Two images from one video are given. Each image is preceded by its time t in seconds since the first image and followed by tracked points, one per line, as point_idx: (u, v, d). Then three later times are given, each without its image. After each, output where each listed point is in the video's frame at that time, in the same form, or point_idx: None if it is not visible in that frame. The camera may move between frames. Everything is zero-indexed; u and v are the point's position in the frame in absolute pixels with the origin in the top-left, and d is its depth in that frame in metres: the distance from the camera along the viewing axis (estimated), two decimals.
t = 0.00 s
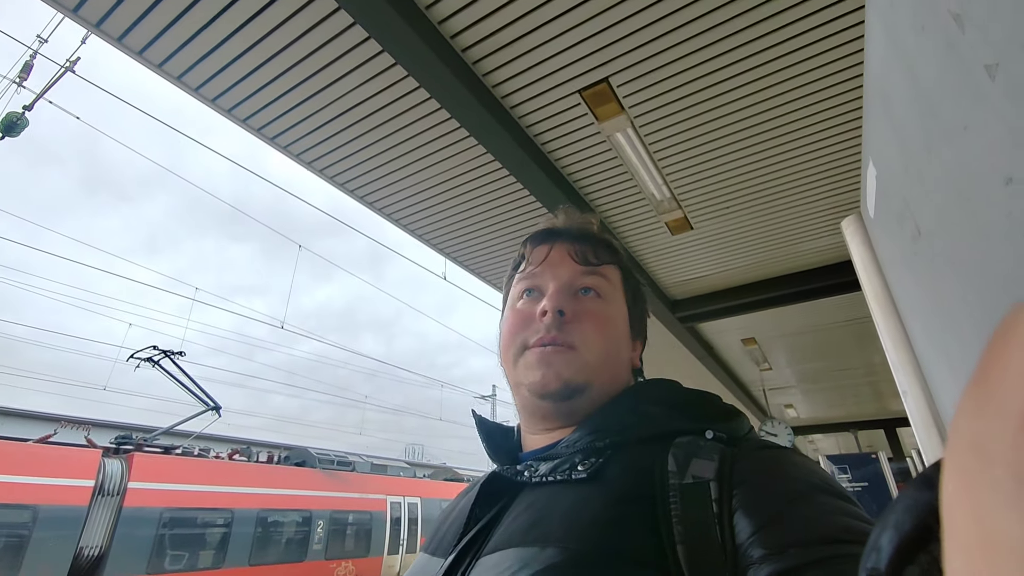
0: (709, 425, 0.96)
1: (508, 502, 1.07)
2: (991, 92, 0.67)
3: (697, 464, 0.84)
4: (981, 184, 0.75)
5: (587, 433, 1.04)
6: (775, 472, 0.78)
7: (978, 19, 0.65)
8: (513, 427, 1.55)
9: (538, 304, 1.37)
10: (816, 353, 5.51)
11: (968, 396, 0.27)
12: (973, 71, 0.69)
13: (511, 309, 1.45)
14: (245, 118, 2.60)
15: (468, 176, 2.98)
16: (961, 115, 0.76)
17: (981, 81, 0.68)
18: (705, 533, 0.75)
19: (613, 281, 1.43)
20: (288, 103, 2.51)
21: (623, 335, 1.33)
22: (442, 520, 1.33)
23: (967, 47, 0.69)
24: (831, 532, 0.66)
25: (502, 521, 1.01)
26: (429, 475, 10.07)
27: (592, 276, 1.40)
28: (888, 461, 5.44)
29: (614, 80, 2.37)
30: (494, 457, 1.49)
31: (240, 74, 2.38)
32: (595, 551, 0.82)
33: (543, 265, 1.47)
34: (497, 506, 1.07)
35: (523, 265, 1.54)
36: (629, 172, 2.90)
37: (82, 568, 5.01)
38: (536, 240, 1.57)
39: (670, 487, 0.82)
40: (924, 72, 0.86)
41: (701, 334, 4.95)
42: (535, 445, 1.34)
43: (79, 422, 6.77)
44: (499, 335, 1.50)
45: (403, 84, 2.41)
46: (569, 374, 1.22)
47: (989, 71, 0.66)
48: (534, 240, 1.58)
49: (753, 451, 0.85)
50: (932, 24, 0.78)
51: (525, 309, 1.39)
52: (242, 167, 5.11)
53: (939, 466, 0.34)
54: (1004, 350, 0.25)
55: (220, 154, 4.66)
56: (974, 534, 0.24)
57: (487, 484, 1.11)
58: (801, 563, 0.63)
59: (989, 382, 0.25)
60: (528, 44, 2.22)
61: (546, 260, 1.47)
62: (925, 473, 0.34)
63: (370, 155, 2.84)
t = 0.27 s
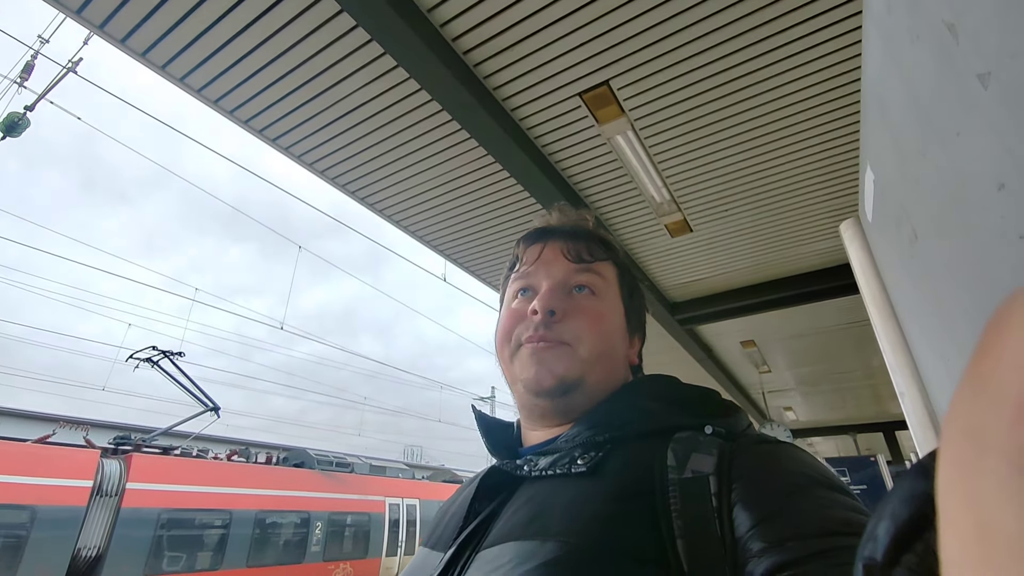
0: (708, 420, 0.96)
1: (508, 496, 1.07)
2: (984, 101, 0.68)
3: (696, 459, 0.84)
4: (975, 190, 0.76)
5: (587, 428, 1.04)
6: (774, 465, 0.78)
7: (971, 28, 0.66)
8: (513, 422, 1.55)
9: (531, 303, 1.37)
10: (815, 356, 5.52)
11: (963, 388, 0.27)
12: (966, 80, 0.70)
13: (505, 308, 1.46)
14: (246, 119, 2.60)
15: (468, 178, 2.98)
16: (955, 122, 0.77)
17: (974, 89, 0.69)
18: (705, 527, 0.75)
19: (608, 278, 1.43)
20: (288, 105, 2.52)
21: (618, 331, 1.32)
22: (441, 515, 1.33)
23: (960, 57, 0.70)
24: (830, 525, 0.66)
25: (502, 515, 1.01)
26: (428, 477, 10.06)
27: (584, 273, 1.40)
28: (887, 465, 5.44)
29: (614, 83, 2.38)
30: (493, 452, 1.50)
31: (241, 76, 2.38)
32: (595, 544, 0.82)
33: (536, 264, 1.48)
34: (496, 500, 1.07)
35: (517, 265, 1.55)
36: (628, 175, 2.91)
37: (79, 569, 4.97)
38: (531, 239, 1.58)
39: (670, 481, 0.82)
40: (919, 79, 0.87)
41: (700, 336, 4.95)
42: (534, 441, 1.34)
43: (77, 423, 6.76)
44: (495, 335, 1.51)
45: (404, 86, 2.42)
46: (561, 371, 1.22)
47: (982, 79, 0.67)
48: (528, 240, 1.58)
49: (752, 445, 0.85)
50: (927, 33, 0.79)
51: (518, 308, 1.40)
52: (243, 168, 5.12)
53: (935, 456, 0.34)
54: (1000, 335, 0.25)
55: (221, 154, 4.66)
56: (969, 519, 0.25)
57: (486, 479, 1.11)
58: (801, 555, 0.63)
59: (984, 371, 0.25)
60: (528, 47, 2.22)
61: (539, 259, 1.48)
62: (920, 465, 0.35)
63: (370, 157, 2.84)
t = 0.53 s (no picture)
0: (709, 425, 0.96)
1: (508, 501, 1.07)
2: (987, 108, 0.68)
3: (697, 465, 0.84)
4: (976, 196, 0.76)
5: (588, 432, 1.04)
6: (775, 472, 0.78)
7: (972, 36, 0.66)
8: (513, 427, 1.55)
9: (524, 309, 1.38)
10: (815, 358, 5.51)
11: (965, 395, 0.27)
12: (968, 87, 0.70)
13: (500, 316, 1.47)
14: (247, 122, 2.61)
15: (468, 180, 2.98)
16: (956, 129, 0.77)
17: (976, 97, 0.69)
18: (706, 535, 0.75)
19: (601, 280, 1.43)
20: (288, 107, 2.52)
21: (612, 332, 1.31)
22: (441, 521, 1.33)
23: (962, 65, 0.70)
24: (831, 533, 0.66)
25: (502, 521, 1.01)
26: (428, 478, 10.04)
27: (575, 276, 1.40)
28: (888, 467, 5.43)
29: (615, 86, 2.38)
30: (494, 457, 1.49)
31: (241, 79, 2.39)
32: (596, 550, 0.82)
33: (528, 270, 1.49)
34: (496, 506, 1.07)
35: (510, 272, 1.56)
36: (629, 177, 2.91)
37: (78, 570, 5.00)
38: (523, 246, 1.59)
39: (671, 488, 0.82)
40: (921, 86, 0.87)
41: (701, 338, 4.94)
42: (535, 446, 1.34)
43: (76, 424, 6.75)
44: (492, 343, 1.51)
45: (404, 89, 2.42)
46: (555, 376, 1.21)
47: (984, 87, 0.67)
48: (521, 247, 1.60)
49: (754, 451, 0.85)
50: (928, 40, 0.79)
51: (511, 316, 1.40)
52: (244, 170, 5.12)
53: (937, 464, 0.34)
54: (1001, 341, 0.25)
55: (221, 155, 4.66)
56: (973, 529, 0.25)
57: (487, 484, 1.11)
58: (803, 564, 0.63)
59: (986, 380, 0.25)
60: (529, 50, 2.23)
61: (530, 266, 1.49)
62: (923, 473, 0.35)
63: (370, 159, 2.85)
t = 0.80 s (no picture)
0: (709, 428, 0.96)
1: (507, 504, 1.07)
2: (989, 109, 0.68)
3: (697, 467, 0.84)
4: (978, 196, 0.76)
5: (587, 435, 1.04)
6: (774, 475, 0.78)
7: (976, 36, 0.66)
8: (512, 430, 1.55)
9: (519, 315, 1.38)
10: (812, 357, 5.53)
11: (964, 397, 0.27)
12: (971, 88, 0.70)
13: (496, 322, 1.47)
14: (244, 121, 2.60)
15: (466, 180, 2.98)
16: (959, 128, 0.77)
17: (980, 96, 0.69)
18: (705, 537, 0.75)
19: (596, 282, 1.42)
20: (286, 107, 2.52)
21: (608, 335, 1.31)
22: (441, 524, 1.33)
23: (966, 65, 0.70)
24: (830, 536, 0.66)
25: (501, 524, 1.01)
26: (426, 478, 10.04)
27: (569, 280, 1.40)
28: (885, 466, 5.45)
29: (614, 86, 2.38)
30: (492, 460, 1.49)
31: (238, 78, 2.38)
32: (595, 552, 0.82)
33: (523, 274, 1.49)
34: (496, 508, 1.07)
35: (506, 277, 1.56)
36: (627, 177, 2.91)
37: (75, 570, 5.01)
38: (519, 251, 1.59)
39: (671, 490, 0.82)
40: (923, 85, 0.87)
41: (698, 338, 4.95)
42: (533, 449, 1.33)
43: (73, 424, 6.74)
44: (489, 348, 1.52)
45: (403, 88, 2.42)
46: (552, 382, 1.21)
47: (988, 87, 0.67)
48: (517, 251, 1.60)
49: (754, 454, 0.85)
50: (931, 39, 0.79)
51: (507, 321, 1.40)
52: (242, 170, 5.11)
53: (937, 466, 0.34)
54: (1002, 340, 0.25)
55: (218, 155, 4.64)
56: (970, 531, 0.25)
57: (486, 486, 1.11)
58: (802, 566, 0.63)
59: (986, 381, 0.25)
60: (528, 50, 2.23)
61: (525, 270, 1.49)
62: (921, 473, 0.35)
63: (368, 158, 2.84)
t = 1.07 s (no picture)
0: (709, 431, 0.96)
1: (507, 507, 1.07)
2: (989, 108, 0.68)
3: (697, 470, 0.84)
4: (977, 195, 0.76)
5: (587, 438, 1.04)
6: (773, 477, 0.78)
7: (975, 35, 0.66)
8: (511, 432, 1.54)
9: (520, 319, 1.37)
10: (810, 357, 5.54)
11: (959, 396, 0.27)
12: (971, 87, 0.70)
13: (497, 325, 1.47)
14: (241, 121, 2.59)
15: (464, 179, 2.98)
16: (958, 127, 0.77)
17: (979, 95, 0.69)
18: (704, 539, 0.75)
19: (596, 286, 1.42)
20: (283, 106, 2.51)
21: (609, 340, 1.31)
22: (441, 527, 1.32)
23: (965, 63, 0.70)
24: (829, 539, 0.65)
25: (500, 527, 1.01)
26: (425, 478, 10.04)
27: (570, 284, 1.40)
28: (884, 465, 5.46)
29: (612, 85, 2.38)
30: (492, 463, 1.49)
31: (235, 77, 2.37)
32: (594, 556, 0.81)
33: (524, 278, 1.48)
34: (495, 511, 1.07)
35: (507, 281, 1.56)
36: (625, 176, 2.91)
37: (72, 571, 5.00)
38: (520, 254, 1.59)
39: (670, 492, 0.82)
40: (922, 84, 0.87)
41: (697, 338, 4.95)
42: (533, 452, 1.33)
43: (70, 425, 6.72)
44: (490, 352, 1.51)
45: (401, 87, 2.41)
46: (553, 388, 1.21)
47: (987, 85, 0.67)
48: (518, 254, 1.59)
49: (753, 457, 0.85)
50: (930, 38, 0.79)
51: (508, 326, 1.40)
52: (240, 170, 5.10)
53: (934, 466, 0.34)
54: (997, 340, 0.25)
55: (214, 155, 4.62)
56: (965, 530, 0.25)
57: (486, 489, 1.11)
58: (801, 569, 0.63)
59: (982, 379, 0.25)
60: (526, 49, 2.22)
61: (526, 273, 1.49)
62: (918, 474, 0.34)
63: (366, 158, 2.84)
